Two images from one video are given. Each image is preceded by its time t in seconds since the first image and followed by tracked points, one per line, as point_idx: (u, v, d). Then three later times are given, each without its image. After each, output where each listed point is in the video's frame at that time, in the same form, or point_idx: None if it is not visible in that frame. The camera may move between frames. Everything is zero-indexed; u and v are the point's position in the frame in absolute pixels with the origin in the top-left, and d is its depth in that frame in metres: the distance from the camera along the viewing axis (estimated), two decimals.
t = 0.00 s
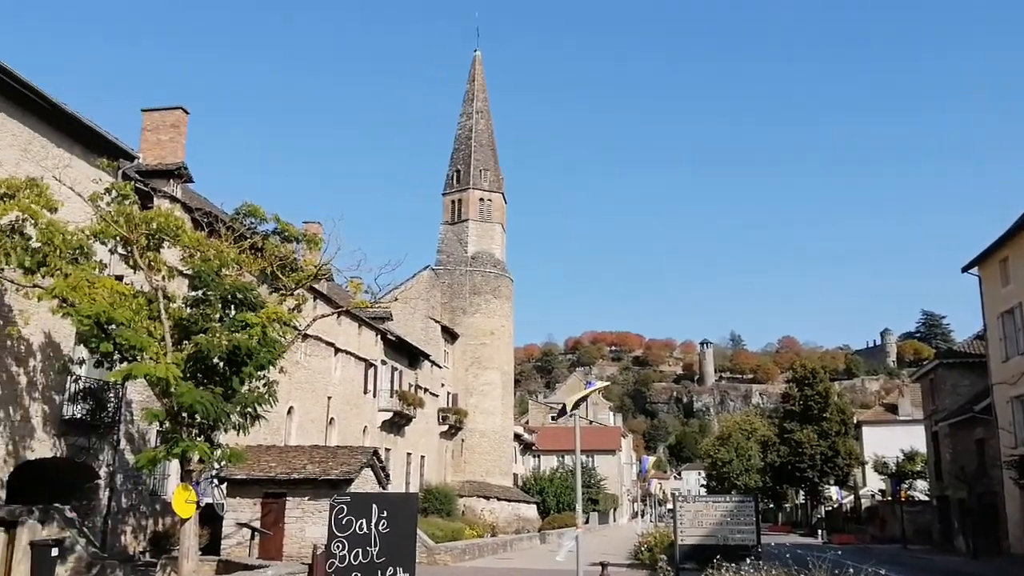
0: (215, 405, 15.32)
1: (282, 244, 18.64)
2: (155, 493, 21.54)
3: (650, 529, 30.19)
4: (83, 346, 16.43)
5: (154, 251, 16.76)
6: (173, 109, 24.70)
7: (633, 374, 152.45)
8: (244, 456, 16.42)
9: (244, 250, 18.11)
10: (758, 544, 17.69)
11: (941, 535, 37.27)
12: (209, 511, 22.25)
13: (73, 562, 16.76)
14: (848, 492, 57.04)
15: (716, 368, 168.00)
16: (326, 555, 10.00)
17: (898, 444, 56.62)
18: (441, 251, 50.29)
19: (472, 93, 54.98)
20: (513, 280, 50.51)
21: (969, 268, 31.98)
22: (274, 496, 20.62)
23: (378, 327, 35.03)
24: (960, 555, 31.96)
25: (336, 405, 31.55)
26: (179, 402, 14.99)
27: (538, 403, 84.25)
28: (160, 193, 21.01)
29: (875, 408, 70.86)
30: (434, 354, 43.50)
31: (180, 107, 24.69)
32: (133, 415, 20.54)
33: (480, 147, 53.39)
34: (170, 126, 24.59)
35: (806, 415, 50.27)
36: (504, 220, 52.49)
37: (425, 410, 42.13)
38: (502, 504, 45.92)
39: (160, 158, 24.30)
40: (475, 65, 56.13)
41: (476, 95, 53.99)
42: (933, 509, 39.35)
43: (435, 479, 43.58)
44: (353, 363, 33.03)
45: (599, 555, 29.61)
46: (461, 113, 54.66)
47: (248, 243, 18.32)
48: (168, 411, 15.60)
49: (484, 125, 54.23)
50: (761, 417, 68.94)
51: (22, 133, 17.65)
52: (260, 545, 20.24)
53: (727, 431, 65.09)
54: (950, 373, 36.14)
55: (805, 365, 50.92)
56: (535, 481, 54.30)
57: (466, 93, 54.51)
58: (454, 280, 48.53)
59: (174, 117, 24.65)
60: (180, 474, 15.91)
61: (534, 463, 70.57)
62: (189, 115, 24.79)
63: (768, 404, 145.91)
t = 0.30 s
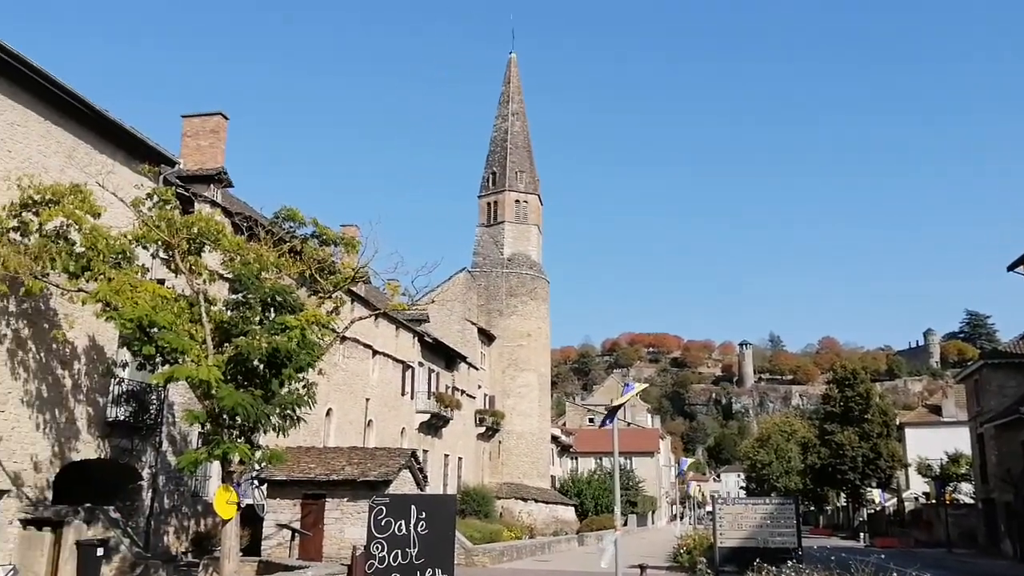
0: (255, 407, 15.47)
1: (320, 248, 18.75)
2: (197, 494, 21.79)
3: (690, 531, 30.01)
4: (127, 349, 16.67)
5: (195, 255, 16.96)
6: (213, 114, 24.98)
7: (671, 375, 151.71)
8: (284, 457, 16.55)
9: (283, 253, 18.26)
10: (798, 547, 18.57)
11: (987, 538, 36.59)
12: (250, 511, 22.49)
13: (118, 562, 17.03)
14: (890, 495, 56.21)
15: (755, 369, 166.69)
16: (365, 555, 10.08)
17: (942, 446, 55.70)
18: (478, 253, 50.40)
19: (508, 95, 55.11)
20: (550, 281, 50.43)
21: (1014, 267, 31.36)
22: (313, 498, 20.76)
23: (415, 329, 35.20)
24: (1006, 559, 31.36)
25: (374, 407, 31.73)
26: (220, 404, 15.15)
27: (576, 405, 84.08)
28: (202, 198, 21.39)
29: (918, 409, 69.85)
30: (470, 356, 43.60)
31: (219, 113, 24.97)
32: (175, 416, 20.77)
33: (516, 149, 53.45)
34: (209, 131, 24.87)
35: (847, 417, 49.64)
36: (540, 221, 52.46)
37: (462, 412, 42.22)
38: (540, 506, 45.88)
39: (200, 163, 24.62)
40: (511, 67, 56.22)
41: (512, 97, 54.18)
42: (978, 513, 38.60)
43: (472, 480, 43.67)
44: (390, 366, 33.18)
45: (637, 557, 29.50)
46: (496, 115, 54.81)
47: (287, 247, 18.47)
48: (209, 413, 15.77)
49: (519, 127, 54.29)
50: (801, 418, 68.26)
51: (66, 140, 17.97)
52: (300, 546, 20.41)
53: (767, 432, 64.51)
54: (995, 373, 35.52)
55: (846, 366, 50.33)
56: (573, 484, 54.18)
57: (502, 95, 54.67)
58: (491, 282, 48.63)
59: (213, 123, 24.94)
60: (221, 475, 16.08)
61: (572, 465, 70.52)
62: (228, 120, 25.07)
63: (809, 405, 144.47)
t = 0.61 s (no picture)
0: (288, 407, 15.59)
1: (352, 250, 18.87)
2: (232, 494, 22.00)
3: (724, 533, 29.86)
4: (163, 351, 16.85)
5: (229, 258, 17.12)
6: (246, 118, 25.22)
7: (704, 376, 150.85)
8: (317, 457, 16.63)
9: (316, 255, 18.37)
10: (834, 549, 18.56)
11: None
12: (284, 512, 22.66)
13: (154, 561, 17.19)
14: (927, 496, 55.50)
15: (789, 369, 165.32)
16: (398, 556, 10.04)
17: (981, 447, 54.93)
18: (509, 254, 50.41)
19: (538, 95, 55.13)
20: (581, 282, 50.33)
21: None
22: (346, 498, 20.87)
23: (447, 330, 35.30)
24: None
25: (406, 408, 31.84)
26: (255, 405, 15.29)
27: (608, 406, 83.81)
28: (235, 202, 21.59)
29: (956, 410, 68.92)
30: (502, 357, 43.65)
31: (252, 117, 25.20)
32: (210, 417, 20.96)
33: (547, 149, 53.42)
34: (243, 135, 25.11)
35: (883, 418, 49.11)
36: (571, 222, 52.38)
37: (494, 412, 42.26)
38: (572, 507, 45.83)
39: (234, 166, 24.85)
40: (541, 67, 56.21)
41: (542, 98, 54.21)
42: (1018, 515, 37.96)
43: (504, 481, 43.69)
44: (422, 367, 33.28)
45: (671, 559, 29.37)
46: (526, 116, 54.87)
47: (320, 249, 18.60)
48: (243, 414, 15.89)
49: (550, 128, 54.29)
50: (836, 419, 67.59)
51: (103, 144, 18.22)
52: (333, 546, 20.50)
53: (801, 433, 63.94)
54: None
55: (881, 366, 49.81)
56: (605, 485, 54.01)
57: (532, 96, 54.69)
58: (522, 283, 48.64)
59: (246, 127, 25.17)
60: (255, 475, 16.22)
61: (604, 466, 70.35)
62: (261, 124, 25.28)
63: (844, 406, 143.05)
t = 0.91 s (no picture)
0: (316, 407, 15.68)
1: (379, 250, 18.97)
2: (261, 494, 22.16)
3: (753, 534, 29.70)
4: (193, 351, 17.00)
5: (258, 259, 17.26)
6: (274, 121, 25.39)
7: (732, 376, 149.99)
8: (345, 457, 16.71)
9: (344, 256, 18.47)
10: (865, 550, 18.44)
11: None
12: (313, 511, 22.81)
13: (186, 560, 17.32)
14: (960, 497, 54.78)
15: (818, 368, 163.99)
16: (427, 556, 10.13)
17: (1014, 448, 54.19)
18: (535, 254, 50.39)
19: (564, 95, 55.12)
20: (608, 282, 50.18)
21: None
22: (375, 498, 20.94)
23: (473, 330, 35.36)
24: None
25: (433, 408, 31.94)
26: (283, 404, 15.40)
27: (635, 406, 83.54)
28: (263, 203, 21.72)
29: (989, 409, 68.03)
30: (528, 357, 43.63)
31: (280, 119, 25.37)
32: (240, 417, 21.13)
33: (573, 149, 53.38)
34: (271, 137, 25.30)
35: (914, 418, 48.62)
36: (597, 221, 52.27)
37: (521, 413, 42.27)
38: (600, 508, 45.73)
39: (262, 168, 25.03)
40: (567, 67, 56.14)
41: (568, 97, 54.22)
42: None
43: (532, 481, 43.70)
44: (449, 367, 33.34)
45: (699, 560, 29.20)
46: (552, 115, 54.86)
47: (347, 250, 18.69)
48: (272, 414, 15.98)
49: (576, 127, 54.23)
50: (866, 419, 66.97)
51: (134, 147, 18.42)
52: (362, 546, 20.57)
53: (831, 433, 63.38)
54: None
55: (912, 366, 49.32)
56: (633, 485, 53.83)
57: (558, 95, 54.69)
58: (548, 283, 48.59)
59: (274, 129, 25.35)
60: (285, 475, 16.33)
61: (632, 467, 70.18)
62: (289, 126, 25.45)
63: (874, 405, 141.74)
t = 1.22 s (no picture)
0: (342, 407, 15.75)
1: (404, 251, 19.04)
2: (287, 493, 22.28)
3: (778, 534, 29.55)
4: (219, 352, 17.11)
5: (284, 261, 17.37)
6: (298, 123, 25.53)
7: (757, 375, 149.14)
8: (371, 457, 16.77)
9: (369, 257, 18.53)
10: (894, 551, 18.29)
11: None
12: (339, 512, 22.92)
13: (213, 559, 17.51)
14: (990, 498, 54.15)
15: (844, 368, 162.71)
16: (453, 556, 10.13)
17: None
18: (559, 254, 50.34)
19: (587, 94, 55.08)
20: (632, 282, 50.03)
21: None
22: (400, 498, 20.99)
23: (497, 330, 35.39)
24: None
25: (458, 408, 31.99)
26: (309, 404, 15.48)
27: (660, 406, 83.33)
28: (288, 205, 21.83)
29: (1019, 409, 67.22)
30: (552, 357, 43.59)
31: (305, 121, 25.50)
32: (266, 417, 21.26)
33: (596, 148, 53.31)
34: (296, 139, 25.44)
35: (942, 418, 48.16)
36: (621, 221, 52.14)
37: (545, 413, 42.25)
38: (625, 508, 45.62)
39: (287, 170, 25.18)
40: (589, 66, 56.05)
41: (591, 97, 54.21)
42: None
43: (556, 482, 43.67)
44: (473, 367, 33.37)
45: (725, 560, 29.07)
46: (575, 115, 54.83)
47: (372, 251, 18.75)
48: (298, 414, 16.07)
49: (599, 126, 54.15)
50: (893, 419, 66.37)
51: (160, 150, 18.59)
52: (388, 546, 20.62)
53: (858, 433, 62.89)
54: None
55: (940, 365, 48.84)
56: (658, 486, 53.64)
57: (581, 95, 54.69)
58: (572, 283, 48.51)
59: (299, 131, 25.49)
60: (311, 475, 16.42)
61: (656, 467, 69.96)
62: (313, 128, 25.58)
63: (901, 405, 140.48)
